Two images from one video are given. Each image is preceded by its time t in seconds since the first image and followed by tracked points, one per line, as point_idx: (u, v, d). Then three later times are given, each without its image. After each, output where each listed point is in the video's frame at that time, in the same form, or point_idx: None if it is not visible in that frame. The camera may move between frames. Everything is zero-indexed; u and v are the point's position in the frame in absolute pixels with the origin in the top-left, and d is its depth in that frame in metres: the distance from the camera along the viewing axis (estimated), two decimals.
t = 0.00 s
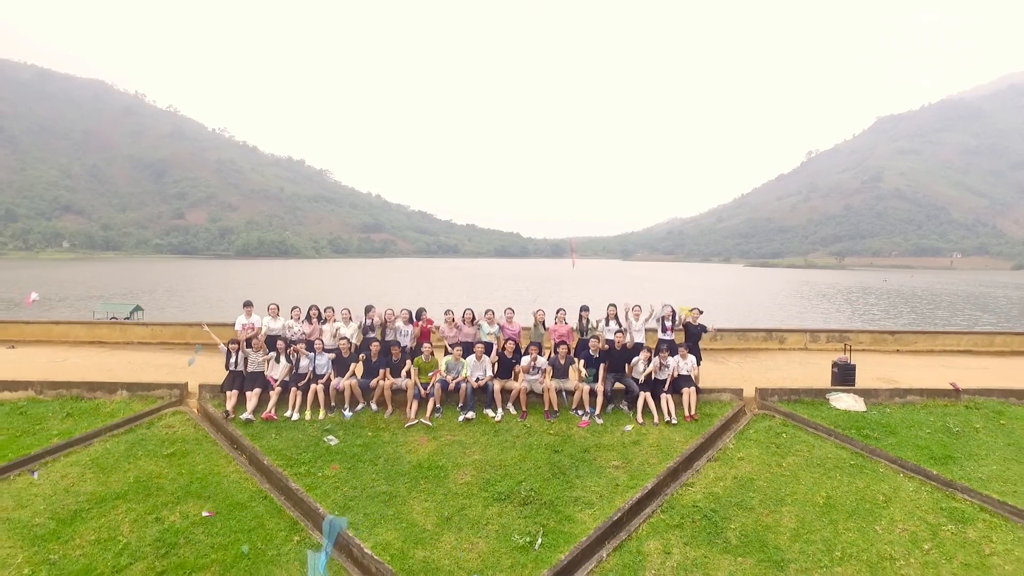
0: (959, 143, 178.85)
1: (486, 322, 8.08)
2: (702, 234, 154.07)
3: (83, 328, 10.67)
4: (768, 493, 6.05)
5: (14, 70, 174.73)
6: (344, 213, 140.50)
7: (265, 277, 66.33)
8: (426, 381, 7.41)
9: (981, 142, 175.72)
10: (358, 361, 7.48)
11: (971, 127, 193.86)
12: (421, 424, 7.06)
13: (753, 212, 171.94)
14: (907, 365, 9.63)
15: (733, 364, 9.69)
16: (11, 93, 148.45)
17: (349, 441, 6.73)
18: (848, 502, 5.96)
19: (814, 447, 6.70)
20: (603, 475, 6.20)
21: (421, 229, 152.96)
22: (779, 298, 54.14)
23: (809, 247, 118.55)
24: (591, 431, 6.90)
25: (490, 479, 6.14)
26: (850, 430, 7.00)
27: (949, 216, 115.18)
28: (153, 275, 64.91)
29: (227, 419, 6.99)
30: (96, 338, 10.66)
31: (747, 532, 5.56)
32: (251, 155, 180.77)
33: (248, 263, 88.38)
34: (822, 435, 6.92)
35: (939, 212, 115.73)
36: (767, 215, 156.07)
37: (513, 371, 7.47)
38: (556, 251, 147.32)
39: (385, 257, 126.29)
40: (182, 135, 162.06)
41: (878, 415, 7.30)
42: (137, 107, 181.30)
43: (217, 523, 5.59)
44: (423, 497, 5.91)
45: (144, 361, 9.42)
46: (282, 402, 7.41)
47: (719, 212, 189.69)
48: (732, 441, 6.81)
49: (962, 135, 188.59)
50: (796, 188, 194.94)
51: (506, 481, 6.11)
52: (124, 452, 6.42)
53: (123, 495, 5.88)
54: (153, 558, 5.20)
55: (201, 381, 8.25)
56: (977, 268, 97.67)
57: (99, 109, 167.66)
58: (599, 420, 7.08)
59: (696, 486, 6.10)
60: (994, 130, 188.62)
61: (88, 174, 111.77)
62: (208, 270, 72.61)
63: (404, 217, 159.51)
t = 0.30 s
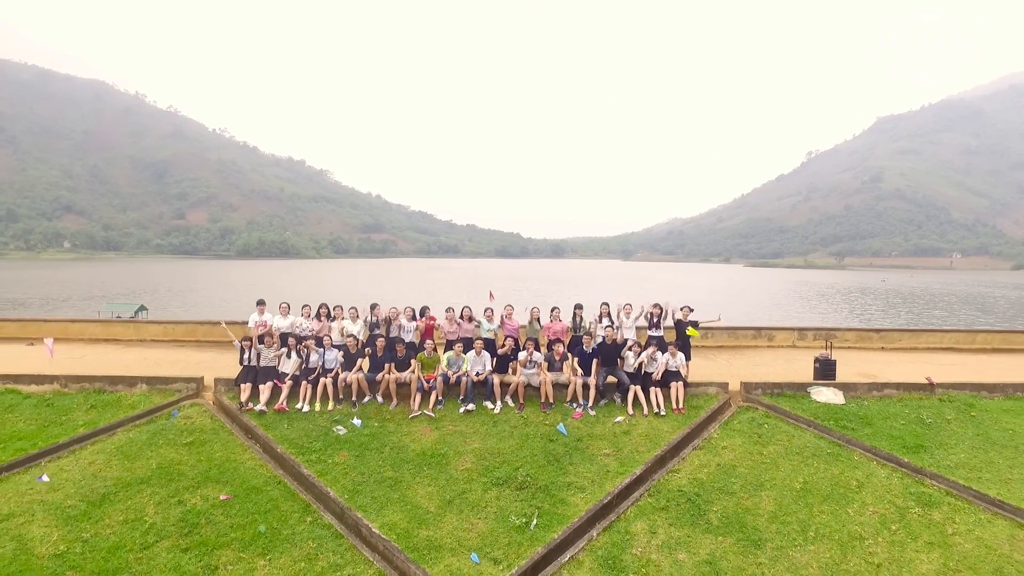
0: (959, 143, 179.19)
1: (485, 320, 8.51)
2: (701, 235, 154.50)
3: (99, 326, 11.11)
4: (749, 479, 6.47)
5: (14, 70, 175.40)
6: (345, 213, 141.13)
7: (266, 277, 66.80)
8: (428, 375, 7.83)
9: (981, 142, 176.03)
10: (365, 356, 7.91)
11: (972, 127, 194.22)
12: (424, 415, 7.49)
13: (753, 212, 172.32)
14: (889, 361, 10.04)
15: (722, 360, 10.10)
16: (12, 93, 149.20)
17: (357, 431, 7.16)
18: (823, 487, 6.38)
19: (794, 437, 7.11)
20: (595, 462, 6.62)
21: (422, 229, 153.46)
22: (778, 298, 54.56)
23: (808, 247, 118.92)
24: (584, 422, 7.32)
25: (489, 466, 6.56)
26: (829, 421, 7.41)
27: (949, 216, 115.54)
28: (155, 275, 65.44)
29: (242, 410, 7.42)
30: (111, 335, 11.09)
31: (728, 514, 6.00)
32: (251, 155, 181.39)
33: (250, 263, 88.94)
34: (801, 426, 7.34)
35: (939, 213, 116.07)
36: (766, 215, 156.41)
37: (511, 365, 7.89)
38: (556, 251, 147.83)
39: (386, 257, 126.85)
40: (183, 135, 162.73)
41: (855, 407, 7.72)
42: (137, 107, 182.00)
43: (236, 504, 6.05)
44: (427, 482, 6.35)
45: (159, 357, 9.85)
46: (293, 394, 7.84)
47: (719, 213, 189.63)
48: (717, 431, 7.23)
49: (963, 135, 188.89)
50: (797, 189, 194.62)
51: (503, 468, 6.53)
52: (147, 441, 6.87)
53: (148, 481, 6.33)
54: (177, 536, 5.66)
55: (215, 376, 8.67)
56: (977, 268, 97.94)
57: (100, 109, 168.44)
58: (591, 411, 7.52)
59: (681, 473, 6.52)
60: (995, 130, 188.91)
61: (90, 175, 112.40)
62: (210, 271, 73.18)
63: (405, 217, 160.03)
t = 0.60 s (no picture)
0: (959, 143, 179.63)
1: (484, 318, 8.98)
2: (701, 235, 155.08)
3: (115, 324, 11.60)
4: (731, 464, 6.95)
5: (16, 70, 176.38)
6: (345, 214, 141.84)
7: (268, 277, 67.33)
8: (430, 369, 8.31)
9: (981, 142, 176.36)
10: (370, 352, 8.38)
11: (972, 128, 194.67)
12: (426, 407, 7.98)
13: (753, 213, 172.85)
14: (871, 358, 10.46)
15: (710, 357, 10.55)
16: (13, 94, 150.13)
17: (364, 422, 7.63)
18: (798, 472, 6.87)
19: (773, 427, 7.59)
20: (586, 449, 7.11)
21: (422, 230, 154.04)
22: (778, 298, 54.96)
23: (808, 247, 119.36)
24: (577, 414, 7.80)
25: (487, 453, 7.04)
26: (807, 413, 7.89)
27: (949, 216, 115.96)
28: (157, 275, 66.02)
29: (255, 403, 7.90)
30: (126, 333, 11.56)
31: (709, 497, 6.49)
32: (252, 155, 182.12)
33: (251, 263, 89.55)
34: (781, 417, 7.80)
35: (939, 213, 116.46)
36: (766, 215, 156.79)
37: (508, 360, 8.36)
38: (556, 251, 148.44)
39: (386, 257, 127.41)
40: (184, 136, 163.59)
41: (833, 399, 8.19)
42: (138, 108, 183.08)
43: (253, 487, 6.58)
44: (430, 468, 6.84)
45: (174, 354, 10.32)
46: (303, 387, 8.33)
47: (719, 213, 190.07)
48: (702, 421, 7.70)
49: (964, 135, 189.24)
50: (797, 189, 195.07)
51: (501, 455, 7.00)
52: (167, 431, 7.38)
53: (170, 467, 6.85)
54: (200, 516, 6.19)
55: (230, 370, 9.16)
56: (977, 268, 98.21)
57: (101, 110, 169.41)
58: (584, 403, 7.98)
59: (667, 459, 7.00)
60: (996, 130, 189.20)
61: (92, 176, 113.09)
62: (211, 271, 73.74)
63: (406, 218, 160.65)
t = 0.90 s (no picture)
0: (959, 143, 180.08)
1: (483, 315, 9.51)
2: (700, 236, 155.64)
3: (129, 322, 12.12)
4: (713, 451, 7.46)
5: (16, 70, 177.02)
6: (346, 214, 142.55)
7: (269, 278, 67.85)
8: (433, 363, 8.83)
9: (981, 142, 176.78)
10: (376, 348, 8.89)
11: (972, 128, 195.05)
12: (429, 399, 8.49)
13: (753, 213, 173.40)
14: (854, 354, 10.96)
15: (699, 353, 11.06)
16: (14, 94, 150.83)
17: (371, 413, 8.16)
18: (778, 459, 7.37)
19: (755, 417, 8.10)
20: (579, 438, 7.62)
21: (423, 230, 154.63)
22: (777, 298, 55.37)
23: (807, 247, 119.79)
24: (570, 405, 8.32)
25: (486, 441, 7.56)
26: (788, 405, 8.40)
27: (949, 216, 116.36)
28: (159, 275, 66.59)
29: (269, 395, 8.42)
30: (141, 331, 12.09)
31: (691, 481, 7.01)
32: (252, 155, 182.78)
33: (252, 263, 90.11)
34: (763, 408, 8.30)
35: (938, 213, 116.87)
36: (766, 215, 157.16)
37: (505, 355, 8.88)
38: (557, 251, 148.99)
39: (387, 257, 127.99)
40: (185, 136, 164.23)
41: (813, 392, 8.71)
42: (139, 108, 183.89)
43: (268, 471, 7.11)
44: (432, 455, 7.34)
45: (189, 350, 10.85)
46: (313, 380, 8.85)
47: (719, 214, 190.49)
48: (688, 412, 8.20)
49: (964, 134, 189.65)
50: (797, 189, 195.49)
51: (499, 443, 7.52)
52: (187, 421, 7.92)
53: (191, 453, 7.41)
54: (220, 498, 6.73)
55: (243, 365, 9.69)
56: (976, 268, 98.56)
57: (102, 110, 170.14)
58: (577, 396, 8.49)
59: (654, 447, 7.51)
60: (996, 130, 189.64)
61: (94, 176, 113.83)
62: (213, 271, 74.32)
63: (407, 218, 161.23)
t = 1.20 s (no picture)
0: (960, 143, 180.48)
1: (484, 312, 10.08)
2: (700, 236, 156.21)
3: (146, 319, 12.68)
4: (697, 439, 8.01)
5: (18, 71, 178.18)
6: (348, 215, 143.28)
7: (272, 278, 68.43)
8: (436, 357, 9.39)
9: (982, 143, 177.15)
10: (383, 343, 9.44)
11: (974, 128, 195.38)
12: (433, 390, 9.05)
13: (753, 213, 173.76)
14: (839, 350, 11.42)
15: (689, 349, 11.57)
16: (16, 94, 151.86)
17: (378, 403, 8.72)
18: (757, 446, 7.91)
19: (738, 409, 8.64)
20: (573, 426, 8.16)
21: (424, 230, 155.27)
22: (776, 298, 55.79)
23: (808, 248, 120.23)
24: (564, 396, 8.85)
25: (485, 430, 8.13)
26: (769, 396, 8.94)
27: (950, 217, 116.71)
28: (162, 275, 67.34)
29: (282, 387, 8.98)
30: (156, 328, 12.65)
31: (678, 466, 7.54)
32: (253, 156, 183.68)
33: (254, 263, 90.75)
34: (747, 401, 8.82)
35: (939, 213, 117.18)
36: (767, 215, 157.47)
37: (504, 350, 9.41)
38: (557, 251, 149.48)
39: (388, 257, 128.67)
40: (186, 136, 165.10)
41: (793, 385, 9.25)
42: (140, 108, 184.98)
43: (284, 455, 7.70)
44: (436, 443, 7.88)
45: (204, 346, 11.42)
46: (324, 373, 9.40)
47: (719, 214, 190.78)
48: (675, 404, 8.75)
49: (965, 134, 189.97)
50: (798, 189, 195.75)
51: (498, 431, 8.08)
52: (206, 411, 8.50)
53: (212, 440, 7.99)
54: (241, 481, 7.32)
55: (256, 360, 10.23)
56: (977, 268, 98.86)
57: (104, 111, 171.23)
58: (571, 387, 9.06)
59: (643, 434, 8.05)
60: (998, 130, 189.99)
61: (96, 176, 114.60)
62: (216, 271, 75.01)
63: (408, 219, 161.99)
